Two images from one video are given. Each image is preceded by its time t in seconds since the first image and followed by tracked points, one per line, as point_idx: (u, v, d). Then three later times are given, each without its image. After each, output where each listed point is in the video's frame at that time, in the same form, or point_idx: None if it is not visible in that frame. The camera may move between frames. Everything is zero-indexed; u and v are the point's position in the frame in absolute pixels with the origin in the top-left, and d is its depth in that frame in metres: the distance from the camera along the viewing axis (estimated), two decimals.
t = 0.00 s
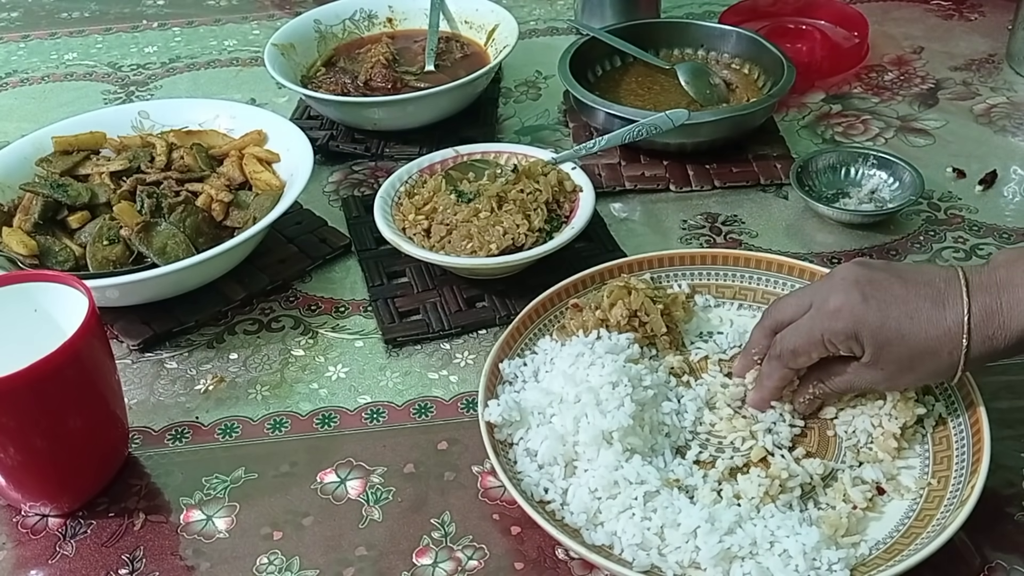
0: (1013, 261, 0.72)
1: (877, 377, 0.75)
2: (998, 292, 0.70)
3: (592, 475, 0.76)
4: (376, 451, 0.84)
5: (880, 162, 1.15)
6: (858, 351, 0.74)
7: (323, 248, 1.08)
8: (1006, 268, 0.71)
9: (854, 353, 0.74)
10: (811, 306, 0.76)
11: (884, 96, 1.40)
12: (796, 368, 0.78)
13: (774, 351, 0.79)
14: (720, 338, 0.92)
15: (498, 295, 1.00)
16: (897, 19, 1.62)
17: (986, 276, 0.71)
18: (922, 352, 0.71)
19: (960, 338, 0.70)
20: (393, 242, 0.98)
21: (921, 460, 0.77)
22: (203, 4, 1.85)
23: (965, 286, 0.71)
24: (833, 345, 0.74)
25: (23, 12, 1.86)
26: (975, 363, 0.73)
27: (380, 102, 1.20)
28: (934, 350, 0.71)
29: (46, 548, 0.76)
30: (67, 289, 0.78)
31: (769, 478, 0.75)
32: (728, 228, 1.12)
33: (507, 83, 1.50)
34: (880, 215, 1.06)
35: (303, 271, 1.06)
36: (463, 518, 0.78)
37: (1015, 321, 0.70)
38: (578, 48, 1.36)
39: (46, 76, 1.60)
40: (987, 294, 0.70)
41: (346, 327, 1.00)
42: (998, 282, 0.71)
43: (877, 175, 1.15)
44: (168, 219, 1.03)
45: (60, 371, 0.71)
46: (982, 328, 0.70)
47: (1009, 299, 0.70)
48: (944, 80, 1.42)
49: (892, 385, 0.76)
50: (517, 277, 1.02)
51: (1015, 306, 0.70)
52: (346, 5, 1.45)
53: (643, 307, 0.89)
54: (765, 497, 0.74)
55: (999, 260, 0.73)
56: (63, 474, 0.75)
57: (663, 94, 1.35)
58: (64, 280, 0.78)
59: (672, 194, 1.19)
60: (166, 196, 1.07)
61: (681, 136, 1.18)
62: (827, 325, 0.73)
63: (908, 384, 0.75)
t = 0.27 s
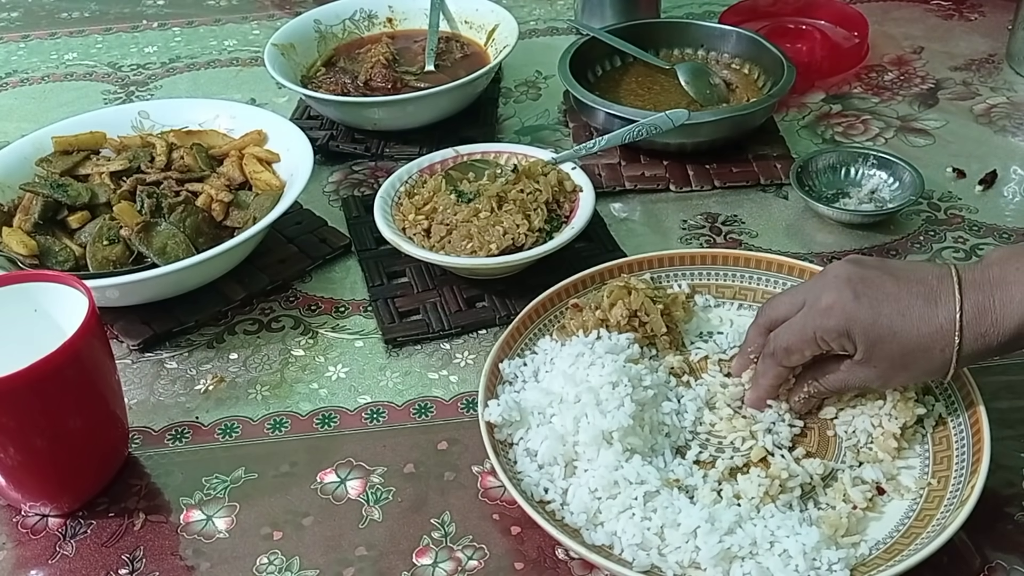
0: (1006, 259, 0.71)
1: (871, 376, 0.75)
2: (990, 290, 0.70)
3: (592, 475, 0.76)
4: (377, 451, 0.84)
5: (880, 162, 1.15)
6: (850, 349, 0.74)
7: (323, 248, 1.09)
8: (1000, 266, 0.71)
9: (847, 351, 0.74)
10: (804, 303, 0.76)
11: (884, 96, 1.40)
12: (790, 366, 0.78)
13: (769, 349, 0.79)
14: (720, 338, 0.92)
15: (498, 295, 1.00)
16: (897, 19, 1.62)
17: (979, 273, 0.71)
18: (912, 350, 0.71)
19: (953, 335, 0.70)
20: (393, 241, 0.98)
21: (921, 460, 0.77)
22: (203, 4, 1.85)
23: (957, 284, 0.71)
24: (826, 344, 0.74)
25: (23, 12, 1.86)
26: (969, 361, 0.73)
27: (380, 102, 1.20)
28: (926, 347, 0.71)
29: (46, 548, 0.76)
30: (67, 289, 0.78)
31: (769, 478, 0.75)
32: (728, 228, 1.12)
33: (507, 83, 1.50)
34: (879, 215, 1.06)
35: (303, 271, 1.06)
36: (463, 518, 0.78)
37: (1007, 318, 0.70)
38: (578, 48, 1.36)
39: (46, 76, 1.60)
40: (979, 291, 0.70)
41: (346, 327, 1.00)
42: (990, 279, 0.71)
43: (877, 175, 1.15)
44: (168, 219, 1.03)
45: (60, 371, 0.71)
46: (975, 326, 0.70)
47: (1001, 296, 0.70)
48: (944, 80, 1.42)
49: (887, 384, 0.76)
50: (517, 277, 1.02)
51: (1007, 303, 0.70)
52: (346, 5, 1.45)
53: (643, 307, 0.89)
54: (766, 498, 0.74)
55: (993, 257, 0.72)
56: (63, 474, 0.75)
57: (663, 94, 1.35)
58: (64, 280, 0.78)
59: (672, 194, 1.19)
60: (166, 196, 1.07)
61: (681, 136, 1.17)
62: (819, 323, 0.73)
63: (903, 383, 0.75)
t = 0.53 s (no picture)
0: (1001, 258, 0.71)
1: (868, 375, 0.75)
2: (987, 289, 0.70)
3: (591, 474, 0.75)
4: (376, 451, 0.84)
5: (880, 162, 1.15)
6: (847, 348, 0.74)
7: (323, 248, 1.09)
8: (997, 265, 0.71)
9: (844, 350, 0.74)
10: (802, 303, 0.76)
11: (884, 96, 1.40)
12: (788, 365, 0.78)
13: (767, 348, 0.80)
14: (719, 338, 0.92)
15: (498, 295, 1.00)
16: (897, 19, 1.62)
17: (977, 272, 0.71)
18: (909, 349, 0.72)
19: (950, 334, 0.70)
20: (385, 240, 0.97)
21: (921, 460, 0.77)
22: (203, 4, 1.85)
23: (954, 283, 0.71)
24: (823, 342, 0.74)
25: (23, 12, 1.86)
26: (967, 360, 0.72)
27: (380, 102, 1.20)
28: (923, 346, 0.71)
29: (46, 548, 0.76)
30: (67, 289, 0.78)
31: (769, 478, 0.75)
32: (728, 228, 1.12)
33: (507, 83, 1.50)
34: (879, 215, 1.06)
35: (303, 271, 1.06)
36: (463, 518, 0.78)
37: (1005, 317, 0.70)
38: (578, 48, 1.36)
39: (46, 76, 1.60)
40: (977, 290, 0.70)
41: (346, 327, 1.00)
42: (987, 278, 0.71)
43: (877, 175, 1.15)
44: (168, 219, 1.03)
45: (60, 371, 0.71)
46: (972, 325, 0.70)
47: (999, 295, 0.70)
48: (944, 80, 1.42)
49: (885, 383, 0.76)
50: (517, 277, 1.02)
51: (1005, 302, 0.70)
52: (346, 5, 1.45)
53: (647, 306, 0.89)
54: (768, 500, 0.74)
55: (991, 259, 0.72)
56: (63, 475, 0.75)
57: (663, 94, 1.35)
58: (64, 280, 0.78)
59: (672, 194, 1.19)
60: (166, 196, 1.07)
61: (681, 136, 1.17)
62: (817, 322, 0.74)
63: (901, 383, 0.75)
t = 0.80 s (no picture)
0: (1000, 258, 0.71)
1: (868, 375, 0.75)
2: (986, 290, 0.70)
3: (591, 473, 0.76)
4: (376, 451, 0.84)
5: (880, 162, 1.15)
6: (848, 347, 0.74)
7: (323, 248, 1.09)
8: (998, 265, 0.71)
9: (845, 349, 0.74)
10: (801, 303, 0.76)
11: (884, 96, 1.40)
12: (788, 365, 0.79)
13: (766, 347, 0.80)
14: (719, 338, 0.92)
15: (498, 295, 1.00)
16: (897, 19, 1.62)
17: (976, 272, 0.71)
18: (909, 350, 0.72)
19: (950, 334, 0.70)
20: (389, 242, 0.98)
21: (921, 460, 0.77)
22: (203, 4, 1.85)
23: (955, 283, 0.71)
24: (823, 342, 0.74)
25: (23, 12, 1.86)
26: (966, 360, 0.73)
27: (380, 102, 1.20)
28: (923, 346, 0.71)
29: (46, 548, 0.76)
30: (67, 289, 0.78)
31: (769, 478, 0.75)
32: (728, 228, 1.12)
33: (507, 83, 1.50)
34: (879, 215, 1.06)
35: (303, 272, 1.06)
36: (463, 518, 0.78)
37: (1005, 317, 0.70)
38: (578, 48, 1.36)
39: (46, 76, 1.60)
40: (977, 290, 0.70)
41: (345, 327, 1.00)
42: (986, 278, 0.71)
43: (877, 175, 1.15)
44: (168, 219, 1.03)
45: (60, 371, 0.71)
46: (972, 324, 0.70)
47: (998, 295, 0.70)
48: (944, 80, 1.42)
49: (884, 383, 0.76)
50: (517, 277, 1.02)
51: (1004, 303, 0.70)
52: (347, 5, 1.45)
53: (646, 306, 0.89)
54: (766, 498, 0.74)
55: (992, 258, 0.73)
56: (63, 475, 0.75)
57: (663, 94, 1.35)
58: (63, 280, 0.78)
59: (672, 194, 1.19)
60: (166, 196, 1.07)
61: (681, 136, 1.17)
62: (817, 321, 0.74)
63: (901, 382, 0.75)
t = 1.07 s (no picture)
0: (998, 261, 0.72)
1: (868, 375, 0.75)
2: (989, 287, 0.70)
3: (594, 479, 0.75)
4: (377, 451, 0.84)
5: (880, 162, 1.15)
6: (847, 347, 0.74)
7: (323, 248, 1.09)
8: (998, 265, 0.71)
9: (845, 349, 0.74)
10: (802, 303, 0.76)
11: (884, 96, 1.40)
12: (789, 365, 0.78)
13: (766, 347, 0.80)
14: (720, 338, 0.92)
15: (498, 295, 1.00)
16: (897, 19, 1.62)
17: (977, 272, 0.71)
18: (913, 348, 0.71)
19: (950, 334, 0.70)
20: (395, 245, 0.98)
21: (921, 460, 0.77)
22: (203, 4, 1.85)
23: (955, 283, 0.71)
24: (823, 341, 0.74)
25: (23, 12, 1.86)
26: (966, 360, 0.73)
27: (380, 102, 1.20)
28: (923, 346, 0.71)
29: (46, 548, 0.76)
30: (67, 289, 0.78)
31: (769, 478, 0.75)
32: (728, 228, 1.12)
33: (507, 83, 1.50)
34: (879, 215, 1.06)
35: (304, 272, 1.06)
36: (463, 518, 0.78)
37: (1005, 317, 0.70)
38: (578, 48, 1.36)
39: (46, 76, 1.59)
40: (977, 290, 0.70)
41: (346, 327, 1.00)
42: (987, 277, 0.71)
43: (877, 175, 1.15)
44: (169, 219, 1.03)
45: (60, 372, 0.71)
46: (972, 325, 0.70)
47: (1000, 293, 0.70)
48: (944, 80, 1.42)
49: (884, 383, 0.76)
50: (517, 277, 1.02)
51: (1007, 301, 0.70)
52: (346, 5, 1.45)
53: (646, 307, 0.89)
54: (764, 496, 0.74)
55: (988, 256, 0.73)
56: (63, 475, 0.75)
57: (663, 94, 1.36)
58: (63, 280, 0.78)
59: (672, 194, 1.19)
60: (166, 196, 1.07)
61: (681, 136, 1.17)
62: (817, 321, 0.74)
63: (900, 382, 0.75)
